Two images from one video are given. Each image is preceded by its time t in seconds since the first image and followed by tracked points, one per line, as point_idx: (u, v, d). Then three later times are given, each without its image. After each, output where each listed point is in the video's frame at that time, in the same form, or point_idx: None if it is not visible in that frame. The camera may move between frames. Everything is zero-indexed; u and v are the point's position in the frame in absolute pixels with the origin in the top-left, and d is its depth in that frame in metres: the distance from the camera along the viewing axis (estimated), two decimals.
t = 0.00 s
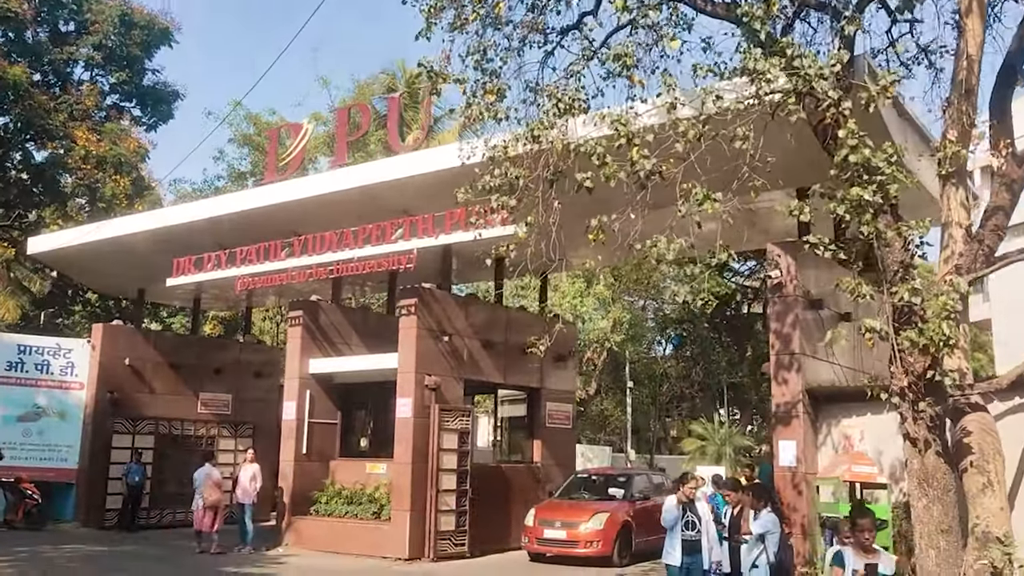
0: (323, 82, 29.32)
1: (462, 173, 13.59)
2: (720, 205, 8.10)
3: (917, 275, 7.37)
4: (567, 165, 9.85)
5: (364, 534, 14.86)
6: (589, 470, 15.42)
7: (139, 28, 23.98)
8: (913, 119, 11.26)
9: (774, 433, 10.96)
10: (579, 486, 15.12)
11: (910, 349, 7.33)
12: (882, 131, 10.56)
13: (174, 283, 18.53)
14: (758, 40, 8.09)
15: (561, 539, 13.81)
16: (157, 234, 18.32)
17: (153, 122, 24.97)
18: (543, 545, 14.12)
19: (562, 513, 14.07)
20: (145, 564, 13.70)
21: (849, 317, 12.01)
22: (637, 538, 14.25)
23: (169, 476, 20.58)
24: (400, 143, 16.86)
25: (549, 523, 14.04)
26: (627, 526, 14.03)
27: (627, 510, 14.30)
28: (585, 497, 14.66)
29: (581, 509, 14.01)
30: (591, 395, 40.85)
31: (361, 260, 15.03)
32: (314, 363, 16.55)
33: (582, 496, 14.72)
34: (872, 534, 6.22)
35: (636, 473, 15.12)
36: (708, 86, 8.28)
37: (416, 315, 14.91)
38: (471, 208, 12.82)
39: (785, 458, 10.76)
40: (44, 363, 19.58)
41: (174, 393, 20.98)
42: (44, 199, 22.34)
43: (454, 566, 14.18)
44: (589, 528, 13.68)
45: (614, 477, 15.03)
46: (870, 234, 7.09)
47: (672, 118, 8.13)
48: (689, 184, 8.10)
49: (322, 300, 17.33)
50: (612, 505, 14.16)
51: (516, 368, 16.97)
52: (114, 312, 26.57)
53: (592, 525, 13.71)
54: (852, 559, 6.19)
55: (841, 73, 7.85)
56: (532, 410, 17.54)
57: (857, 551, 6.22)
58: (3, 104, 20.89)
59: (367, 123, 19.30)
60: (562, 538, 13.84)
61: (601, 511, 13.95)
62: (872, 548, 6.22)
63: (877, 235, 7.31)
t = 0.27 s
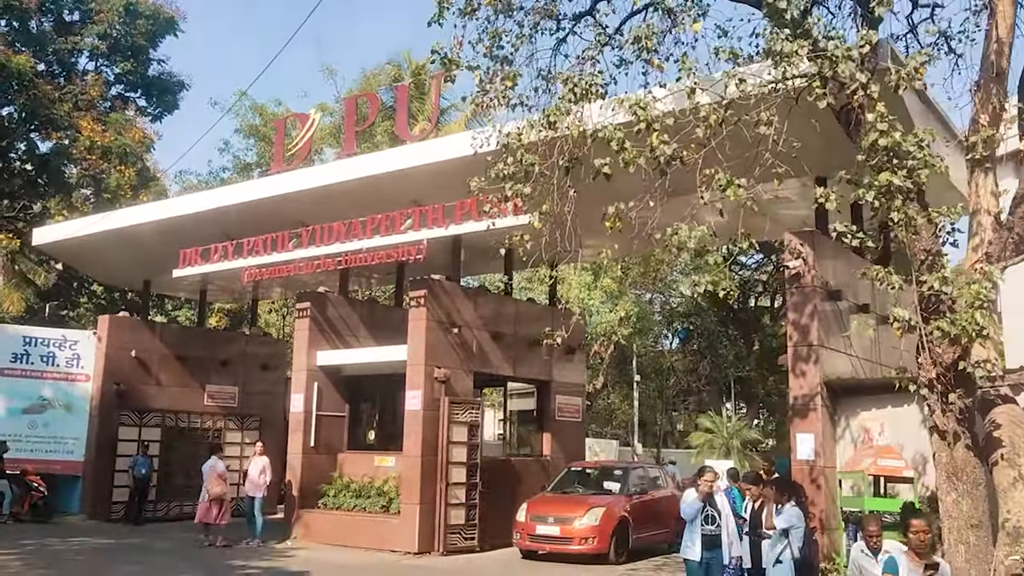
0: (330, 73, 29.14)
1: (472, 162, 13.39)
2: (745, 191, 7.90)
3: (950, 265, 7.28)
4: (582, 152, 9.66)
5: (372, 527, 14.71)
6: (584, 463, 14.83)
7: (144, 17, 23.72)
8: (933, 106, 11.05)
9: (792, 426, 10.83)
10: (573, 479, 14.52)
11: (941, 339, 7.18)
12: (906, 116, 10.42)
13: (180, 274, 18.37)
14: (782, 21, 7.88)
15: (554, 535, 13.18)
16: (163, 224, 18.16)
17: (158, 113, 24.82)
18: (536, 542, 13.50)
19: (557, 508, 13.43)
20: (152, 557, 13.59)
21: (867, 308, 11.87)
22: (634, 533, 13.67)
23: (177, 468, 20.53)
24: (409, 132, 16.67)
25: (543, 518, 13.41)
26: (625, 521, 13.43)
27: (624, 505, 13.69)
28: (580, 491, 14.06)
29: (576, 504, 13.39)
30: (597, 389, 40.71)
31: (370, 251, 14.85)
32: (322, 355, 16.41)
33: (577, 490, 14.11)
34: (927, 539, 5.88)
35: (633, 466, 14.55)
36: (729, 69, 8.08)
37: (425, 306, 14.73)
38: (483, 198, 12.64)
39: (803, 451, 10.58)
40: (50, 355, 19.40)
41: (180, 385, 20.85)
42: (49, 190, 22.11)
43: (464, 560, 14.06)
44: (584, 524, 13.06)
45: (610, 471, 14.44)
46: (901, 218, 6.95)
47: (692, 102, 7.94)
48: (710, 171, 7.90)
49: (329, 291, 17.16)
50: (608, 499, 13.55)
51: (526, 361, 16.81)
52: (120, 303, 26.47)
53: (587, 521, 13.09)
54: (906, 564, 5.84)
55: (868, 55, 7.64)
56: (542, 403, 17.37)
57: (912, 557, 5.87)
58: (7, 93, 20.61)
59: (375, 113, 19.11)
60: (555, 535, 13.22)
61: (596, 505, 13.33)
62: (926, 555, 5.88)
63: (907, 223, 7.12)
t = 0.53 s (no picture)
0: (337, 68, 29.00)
1: (483, 157, 13.22)
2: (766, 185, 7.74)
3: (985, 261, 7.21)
4: (598, 146, 9.47)
5: (381, 526, 14.51)
6: (577, 463, 14.26)
7: (152, 13, 23.53)
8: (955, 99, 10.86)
9: (809, 426, 10.65)
10: (566, 480, 13.93)
11: (972, 337, 7.02)
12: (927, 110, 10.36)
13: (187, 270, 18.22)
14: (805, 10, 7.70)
15: (548, 538, 12.51)
16: (170, 221, 18.01)
17: (166, 109, 24.68)
18: (528, 545, 12.81)
19: (551, 509, 12.77)
20: (159, 555, 13.44)
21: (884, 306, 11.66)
22: (630, 536, 13.08)
23: (183, 466, 20.34)
24: (419, 128, 16.49)
25: (536, 520, 12.73)
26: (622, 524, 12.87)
27: (621, 507, 13.12)
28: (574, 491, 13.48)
29: (572, 504, 12.76)
30: (605, 388, 40.48)
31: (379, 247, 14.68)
32: (330, 352, 16.24)
33: (572, 491, 13.51)
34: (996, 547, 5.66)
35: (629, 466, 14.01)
36: (751, 60, 7.88)
37: (435, 303, 14.54)
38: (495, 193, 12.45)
39: (821, 452, 10.43)
40: (57, 352, 19.35)
41: (187, 382, 20.72)
42: (56, 186, 22.03)
43: (474, 560, 13.87)
44: (579, 526, 12.42)
45: (606, 471, 13.87)
46: (931, 213, 6.89)
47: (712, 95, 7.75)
48: (731, 164, 7.68)
49: (338, 288, 16.99)
50: (604, 501, 12.94)
51: (536, 359, 16.63)
52: (127, 301, 26.35)
53: (583, 523, 12.46)
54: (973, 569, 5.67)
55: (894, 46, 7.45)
56: (551, 402, 17.18)
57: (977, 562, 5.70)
58: (15, 89, 20.43)
59: (384, 108, 18.94)
60: (549, 538, 12.55)
61: (593, 507, 12.71)
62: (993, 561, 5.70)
63: (936, 217, 7.06)
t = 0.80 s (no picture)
0: (346, 65, 28.81)
1: (497, 153, 13.01)
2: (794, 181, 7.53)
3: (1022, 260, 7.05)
4: (616, 140, 9.26)
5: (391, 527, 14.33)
6: (575, 465, 13.80)
7: (161, 9, 23.39)
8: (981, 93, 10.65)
9: (831, 429, 10.45)
10: (564, 482, 13.49)
11: (1009, 336, 6.94)
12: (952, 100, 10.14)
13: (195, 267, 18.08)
14: None
15: (545, 543, 12.08)
16: (179, 217, 17.86)
17: (175, 106, 24.52)
18: (523, 551, 12.39)
19: (547, 513, 12.36)
20: (166, 556, 13.26)
21: (905, 306, 11.42)
22: (631, 542, 12.63)
23: (191, 465, 20.21)
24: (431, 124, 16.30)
25: (532, 524, 12.31)
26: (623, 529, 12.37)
27: (621, 512, 12.65)
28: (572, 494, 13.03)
29: (570, 508, 12.32)
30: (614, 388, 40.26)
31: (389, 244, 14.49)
32: (339, 350, 16.05)
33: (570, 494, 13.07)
34: None
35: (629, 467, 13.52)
36: (778, 51, 7.68)
37: (446, 302, 14.33)
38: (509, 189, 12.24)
39: (842, 454, 10.25)
40: (65, 350, 19.14)
41: (195, 381, 20.59)
42: (65, 182, 21.92)
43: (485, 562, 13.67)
44: (578, 532, 11.97)
45: (605, 473, 13.40)
46: (968, 210, 6.75)
47: (736, 87, 7.55)
48: (756, 158, 7.45)
49: (347, 286, 16.80)
50: (604, 505, 12.47)
51: (547, 358, 16.39)
52: (135, 298, 26.23)
53: (582, 528, 12.00)
54: None
55: (925, 36, 7.23)
56: (563, 402, 16.94)
57: None
58: (23, 85, 20.36)
59: (395, 104, 18.77)
60: (546, 543, 12.10)
61: (592, 511, 12.25)
62: None
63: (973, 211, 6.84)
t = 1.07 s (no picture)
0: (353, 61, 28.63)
1: (509, 148, 12.85)
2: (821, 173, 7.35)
3: None
4: (635, 132, 9.08)
5: (400, 527, 14.16)
6: (571, 463, 12.80)
7: (166, 4, 23.23)
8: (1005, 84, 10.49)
9: (849, 427, 10.28)
10: (560, 482, 12.47)
11: None
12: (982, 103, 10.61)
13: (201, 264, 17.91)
14: None
15: (542, 547, 11.03)
16: (185, 213, 17.71)
17: (180, 102, 24.34)
18: (518, 555, 11.28)
19: (545, 515, 11.30)
20: (172, 556, 13.09)
21: (924, 303, 11.25)
22: (633, 546, 11.65)
23: (196, 464, 20.04)
24: (441, 119, 16.13)
25: (528, 528, 11.24)
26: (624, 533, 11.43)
27: (622, 513, 11.68)
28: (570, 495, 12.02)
29: (570, 510, 11.28)
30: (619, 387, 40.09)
31: (399, 240, 14.31)
32: (347, 348, 15.87)
33: (567, 495, 12.01)
34: None
35: (629, 467, 12.56)
36: (805, 39, 7.50)
37: (456, 298, 14.15)
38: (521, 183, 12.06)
39: (862, 453, 10.08)
40: (69, 347, 18.90)
41: (200, 379, 20.52)
42: (69, 179, 21.82)
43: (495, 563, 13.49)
44: (578, 535, 10.95)
45: (604, 472, 12.41)
46: (1003, 202, 6.56)
47: (761, 76, 7.38)
48: (781, 148, 7.26)
49: (355, 283, 16.65)
50: (605, 507, 11.47)
51: (557, 356, 16.22)
52: (140, 296, 26.09)
53: (582, 531, 10.99)
54: None
55: (958, 23, 7.06)
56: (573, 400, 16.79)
57: None
58: (27, 80, 20.39)
59: (405, 99, 18.61)
60: (542, 547, 11.04)
61: (592, 514, 11.24)
62: None
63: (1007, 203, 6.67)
